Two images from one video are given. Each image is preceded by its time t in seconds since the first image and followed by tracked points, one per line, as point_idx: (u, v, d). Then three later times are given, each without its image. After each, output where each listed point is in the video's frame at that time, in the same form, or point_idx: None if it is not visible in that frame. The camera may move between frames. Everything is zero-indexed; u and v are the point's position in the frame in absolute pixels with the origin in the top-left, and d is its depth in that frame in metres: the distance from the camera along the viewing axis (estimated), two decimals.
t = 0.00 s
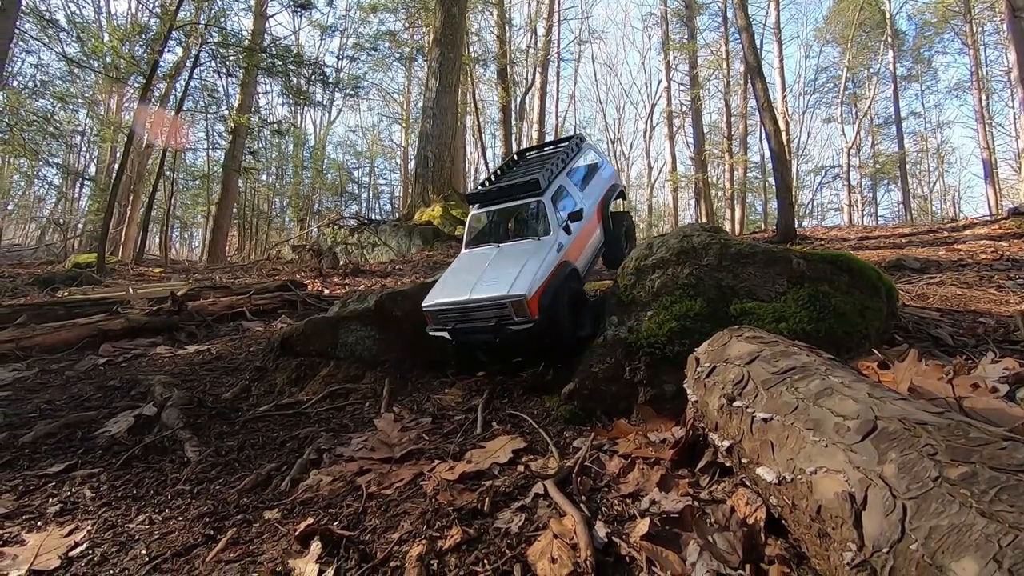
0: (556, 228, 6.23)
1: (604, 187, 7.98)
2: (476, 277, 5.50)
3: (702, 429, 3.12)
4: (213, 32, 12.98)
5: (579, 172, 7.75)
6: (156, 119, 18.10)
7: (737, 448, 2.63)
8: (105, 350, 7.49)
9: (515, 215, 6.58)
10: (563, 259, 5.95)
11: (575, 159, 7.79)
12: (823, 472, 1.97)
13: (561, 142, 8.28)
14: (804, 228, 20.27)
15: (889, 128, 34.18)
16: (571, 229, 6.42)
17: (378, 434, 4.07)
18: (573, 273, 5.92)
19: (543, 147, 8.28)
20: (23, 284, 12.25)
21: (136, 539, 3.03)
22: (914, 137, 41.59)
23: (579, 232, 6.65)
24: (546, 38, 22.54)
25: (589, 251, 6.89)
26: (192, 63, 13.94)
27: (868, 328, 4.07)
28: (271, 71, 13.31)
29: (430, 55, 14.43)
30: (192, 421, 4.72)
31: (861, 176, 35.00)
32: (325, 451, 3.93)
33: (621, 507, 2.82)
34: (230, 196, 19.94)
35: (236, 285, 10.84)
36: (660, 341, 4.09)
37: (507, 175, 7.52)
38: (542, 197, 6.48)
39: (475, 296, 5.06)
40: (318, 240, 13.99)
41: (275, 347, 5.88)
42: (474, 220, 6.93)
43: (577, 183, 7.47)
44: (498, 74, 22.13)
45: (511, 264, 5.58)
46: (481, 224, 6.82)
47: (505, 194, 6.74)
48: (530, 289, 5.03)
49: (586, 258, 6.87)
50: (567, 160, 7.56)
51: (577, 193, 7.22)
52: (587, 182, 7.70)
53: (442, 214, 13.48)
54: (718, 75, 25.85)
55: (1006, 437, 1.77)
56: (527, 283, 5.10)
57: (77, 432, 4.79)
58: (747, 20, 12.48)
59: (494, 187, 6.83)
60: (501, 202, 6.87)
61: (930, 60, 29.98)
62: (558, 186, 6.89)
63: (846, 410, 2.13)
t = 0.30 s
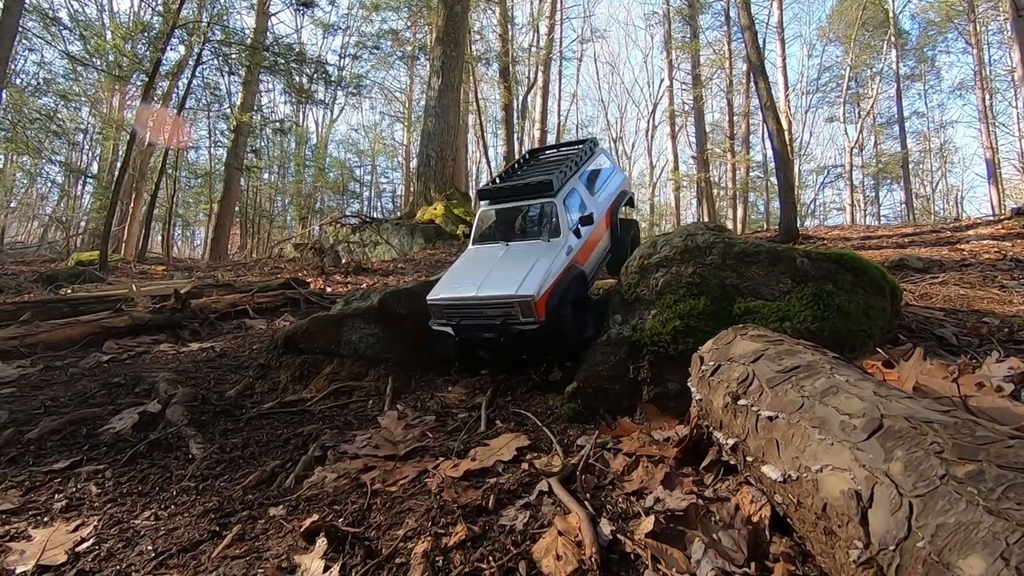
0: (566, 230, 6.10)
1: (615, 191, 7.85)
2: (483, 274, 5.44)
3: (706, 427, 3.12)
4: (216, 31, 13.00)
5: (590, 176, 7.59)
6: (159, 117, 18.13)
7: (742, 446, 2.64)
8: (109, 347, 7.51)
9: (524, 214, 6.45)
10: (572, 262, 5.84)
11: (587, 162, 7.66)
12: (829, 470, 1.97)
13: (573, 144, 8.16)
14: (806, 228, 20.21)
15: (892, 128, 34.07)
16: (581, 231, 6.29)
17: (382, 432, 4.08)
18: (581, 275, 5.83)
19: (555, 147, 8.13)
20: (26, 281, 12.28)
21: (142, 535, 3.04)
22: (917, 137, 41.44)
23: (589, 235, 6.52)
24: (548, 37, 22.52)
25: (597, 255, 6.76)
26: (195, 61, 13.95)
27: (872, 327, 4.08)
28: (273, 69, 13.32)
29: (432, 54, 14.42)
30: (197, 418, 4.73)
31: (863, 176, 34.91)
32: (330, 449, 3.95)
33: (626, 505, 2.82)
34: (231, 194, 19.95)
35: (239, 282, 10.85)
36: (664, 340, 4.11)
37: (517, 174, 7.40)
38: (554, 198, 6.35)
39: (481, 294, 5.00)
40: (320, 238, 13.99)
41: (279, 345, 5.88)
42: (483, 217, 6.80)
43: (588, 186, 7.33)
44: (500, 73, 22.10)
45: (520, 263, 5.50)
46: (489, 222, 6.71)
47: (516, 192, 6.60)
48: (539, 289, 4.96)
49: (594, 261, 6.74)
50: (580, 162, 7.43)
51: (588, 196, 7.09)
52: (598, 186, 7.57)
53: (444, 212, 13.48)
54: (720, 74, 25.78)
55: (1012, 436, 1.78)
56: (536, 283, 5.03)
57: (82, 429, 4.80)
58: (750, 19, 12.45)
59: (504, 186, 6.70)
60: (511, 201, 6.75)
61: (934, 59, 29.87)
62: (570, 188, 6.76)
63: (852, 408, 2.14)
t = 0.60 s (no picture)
0: (570, 235, 5.91)
1: (622, 195, 7.61)
2: (486, 276, 5.40)
3: (707, 427, 3.12)
4: (218, 29, 13.00)
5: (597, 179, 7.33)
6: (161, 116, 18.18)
7: (743, 446, 2.64)
8: (111, 345, 7.53)
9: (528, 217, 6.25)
10: (574, 268, 5.69)
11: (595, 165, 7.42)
12: (831, 470, 1.97)
13: (582, 146, 7.91)
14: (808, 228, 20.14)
15: (895, 128, 33.98)
16: (584, 237, 6.08)
17: (384, 431, 4.09)
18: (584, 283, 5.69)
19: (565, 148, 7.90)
20: (28, 279, 12.31)
21: (144, 533, 3.05)
22: (920, 137, 41.31)
23: (592, 241, 6.31)
24: (551, 36, 22.48)
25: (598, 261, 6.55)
26: (197, 60, 13.95)
27: (875, 327, 4.07)
28: (275, 68, 13.33)
29: (435, 53, 14.41)
30: (198, 416, 4.75)
31: (866, 176, 34.82)
32: (331, 447, 3.95)
33: (627, 505, 2.82)
34: (233, 193, 19.95)
35: (241, 281, 10.87)
36: (665, 340, 4.12)
37: (524, 174, 7.18)
38: (560, 202, 6.12)
39: (482, 297, 4.98)
40: (322, 237, 13.99)
41: (280, 343, 5.89)
42: (486, 218, 6.62)
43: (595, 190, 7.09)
44: (502, 72, 22.07)
45: (524, 267, 5.42)
46: (492, 223, 6.52)
47: (521, 194, 6.39)
48: (540, 296, 4.88)
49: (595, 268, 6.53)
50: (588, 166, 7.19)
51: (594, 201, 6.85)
52: (605, 190, 7.33)
53: (445, 211, 13.48)
54: (723, 74, 25.70)
55: (1014, 437, 1.78)
56: (537, 289, 4.94)
57: (85, 426, 4.82)
58: (753, 18, 12.42)
59: (510, 187, 6.48)
60: (515, 202, 6.54)
61: (937, 59, 29.77)
62: (576, 194, 6.53)
63: (853, 409, 2.14)
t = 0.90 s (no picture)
0: (567, 245, 5.45)
1: (631, 195, 6.97)
2: (475, 281, 5.21)
3: (707, 424, 3.12)
4: (220, 28, 13.01)
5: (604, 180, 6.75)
6: (163, 116, 18.22)
7: (742, 442, 2.64)
8: (112, 342, 7.55)
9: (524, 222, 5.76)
10: (569, 280, 5.35)
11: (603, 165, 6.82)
12: (828, 464, 1.97)
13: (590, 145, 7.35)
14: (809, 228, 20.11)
15: (897, 127, 33.91)
16: (583, 248, 5.58)
17: (383, 427, 4.10)
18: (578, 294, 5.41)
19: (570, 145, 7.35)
20: (30, 277, 12.34)
21: (144, 527, 3.06)
22: (922, 137, 41.23)
23: (592, 251, 5.80)
24: (552, 35, 22.44)
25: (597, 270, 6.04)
26: (199, 58, 13.97)
27: (875, 325, 4.07)
28: (276, 66, 13.33)
29: (436, 51, 14.40)
30: (199, 412, 4.76)
31: (868, 176, 34.76)
32: (331, 443, 3.95)
33: (626, 500, 2.83)
34: (235, 192, 19.97)
35: (242, 279, 10.89)
36: (665, 337, 4.14)
37: (525, 171, 6.61)
38: (559, 210, 5.60)
39: (470, 307, 4.80)
40: (323, 236, 14.01)
41: (281, 340, 5.90)
42: (481, 217, 6.11)
43: (601, 193, 6.50)
44: (503, 71, 22.04)
45: (517, 275, 5.17)
46: (486, 224, 6.01)
47: (518, 197, 5.86)
48: (529, 312, 4.68)
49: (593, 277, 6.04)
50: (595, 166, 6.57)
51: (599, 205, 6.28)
52: (613, 191, 6.71)
53: (446, 210, 13.49)
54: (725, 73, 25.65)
55: (1012, 431, 1.78)
56: (527, 304, 4.73)
57: (85, 422, 4.84)
58: (755, 17, 12.39)
59: (507, 187, 5.94)
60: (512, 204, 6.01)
61: (939, 59, 29.71)
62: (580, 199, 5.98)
63: (852, 403, 2.14)
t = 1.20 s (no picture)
0: (555, 249, 5.10)
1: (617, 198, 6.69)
2: (460, 291, 4.89)
3: (708, 419, 3.13)
4: (221, 26, 13.02)
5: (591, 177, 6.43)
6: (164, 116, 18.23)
7: (743, 436, 2.65)
8: (114, 339, 7.56)
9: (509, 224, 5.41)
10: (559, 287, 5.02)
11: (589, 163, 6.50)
12: (830, 457, 1.98)
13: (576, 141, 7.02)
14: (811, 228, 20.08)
15: (898, 126, 33.85)
16: (572, 251, 5.22)
17: (385, 422, 4.10)
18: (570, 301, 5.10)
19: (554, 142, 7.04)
20: (31, 275, 12.35)
21: (147, 521, 3.07)
22: (924, 136, 41.13)
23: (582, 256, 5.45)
24: (554, 34, 22.41)
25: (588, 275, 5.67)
26: (200, 57, 13.98)
27: (876, 321, 4.08)
28: (277, 64, 13.32)
29: (437, 50, 14.39)
30: (200, 407, 4.77)
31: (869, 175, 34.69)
32: (333, 438, 3.96)
33: (627, 495, 2.83)
34: (236, 190, 19.95)
35: (243, 277, 10.90)
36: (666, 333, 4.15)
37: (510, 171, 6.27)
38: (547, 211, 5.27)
39: (454, 320, 4.48)
40: (324, 234, 13.98)
41: (282, 337, 5.91)
42: (463, 220, 5.74)
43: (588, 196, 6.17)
44: (504, 70, 22.02)
45: (504, 283, 4.86)
46: (470, 228, 5.64)
47: (503, 198, 5.49)
48: (520, 325, 4.38)
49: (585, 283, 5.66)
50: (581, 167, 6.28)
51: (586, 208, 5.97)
52: (599, 194, 6.41)
53: (447, 208, 13.47)
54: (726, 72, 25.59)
55: (1015, 423, 1.78)
56: (517, 315, 4.43)
57: (88, 418, 4.85)
58: (756, 16, 12.38)
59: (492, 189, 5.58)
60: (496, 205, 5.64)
61: (941, 58, 29.64)
62: (567, 200, 5.65)
63: (853, 397, 2.14)
